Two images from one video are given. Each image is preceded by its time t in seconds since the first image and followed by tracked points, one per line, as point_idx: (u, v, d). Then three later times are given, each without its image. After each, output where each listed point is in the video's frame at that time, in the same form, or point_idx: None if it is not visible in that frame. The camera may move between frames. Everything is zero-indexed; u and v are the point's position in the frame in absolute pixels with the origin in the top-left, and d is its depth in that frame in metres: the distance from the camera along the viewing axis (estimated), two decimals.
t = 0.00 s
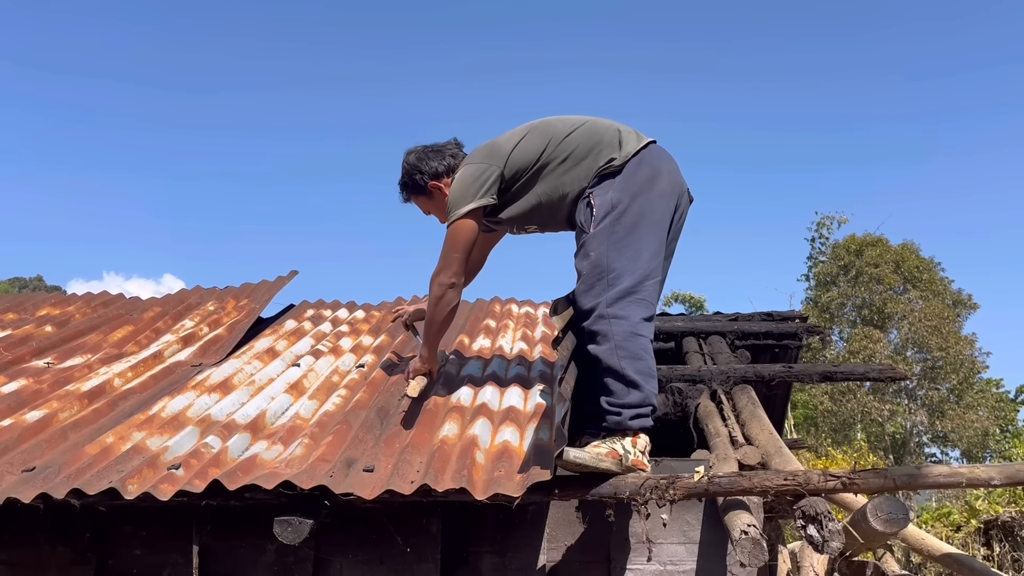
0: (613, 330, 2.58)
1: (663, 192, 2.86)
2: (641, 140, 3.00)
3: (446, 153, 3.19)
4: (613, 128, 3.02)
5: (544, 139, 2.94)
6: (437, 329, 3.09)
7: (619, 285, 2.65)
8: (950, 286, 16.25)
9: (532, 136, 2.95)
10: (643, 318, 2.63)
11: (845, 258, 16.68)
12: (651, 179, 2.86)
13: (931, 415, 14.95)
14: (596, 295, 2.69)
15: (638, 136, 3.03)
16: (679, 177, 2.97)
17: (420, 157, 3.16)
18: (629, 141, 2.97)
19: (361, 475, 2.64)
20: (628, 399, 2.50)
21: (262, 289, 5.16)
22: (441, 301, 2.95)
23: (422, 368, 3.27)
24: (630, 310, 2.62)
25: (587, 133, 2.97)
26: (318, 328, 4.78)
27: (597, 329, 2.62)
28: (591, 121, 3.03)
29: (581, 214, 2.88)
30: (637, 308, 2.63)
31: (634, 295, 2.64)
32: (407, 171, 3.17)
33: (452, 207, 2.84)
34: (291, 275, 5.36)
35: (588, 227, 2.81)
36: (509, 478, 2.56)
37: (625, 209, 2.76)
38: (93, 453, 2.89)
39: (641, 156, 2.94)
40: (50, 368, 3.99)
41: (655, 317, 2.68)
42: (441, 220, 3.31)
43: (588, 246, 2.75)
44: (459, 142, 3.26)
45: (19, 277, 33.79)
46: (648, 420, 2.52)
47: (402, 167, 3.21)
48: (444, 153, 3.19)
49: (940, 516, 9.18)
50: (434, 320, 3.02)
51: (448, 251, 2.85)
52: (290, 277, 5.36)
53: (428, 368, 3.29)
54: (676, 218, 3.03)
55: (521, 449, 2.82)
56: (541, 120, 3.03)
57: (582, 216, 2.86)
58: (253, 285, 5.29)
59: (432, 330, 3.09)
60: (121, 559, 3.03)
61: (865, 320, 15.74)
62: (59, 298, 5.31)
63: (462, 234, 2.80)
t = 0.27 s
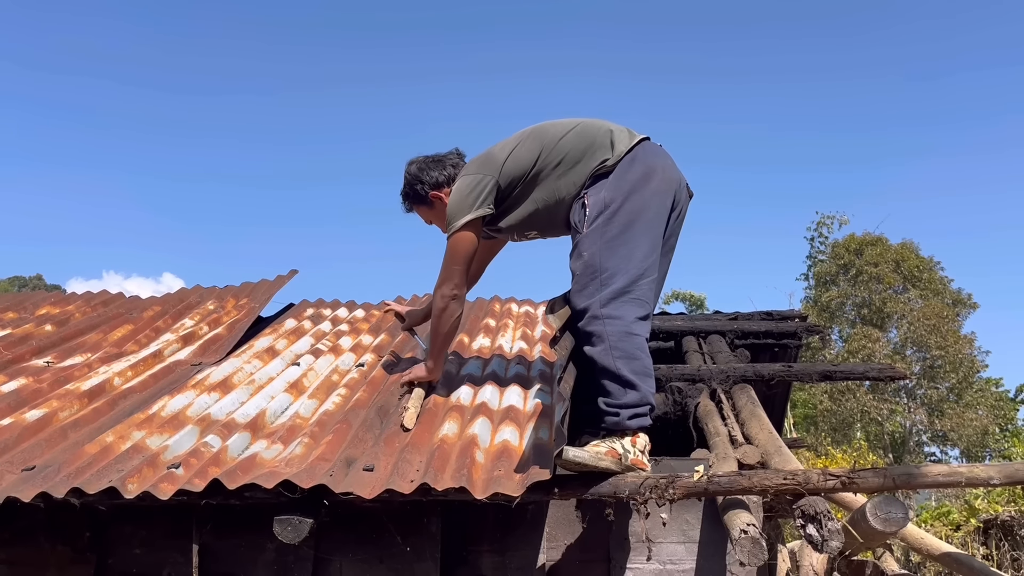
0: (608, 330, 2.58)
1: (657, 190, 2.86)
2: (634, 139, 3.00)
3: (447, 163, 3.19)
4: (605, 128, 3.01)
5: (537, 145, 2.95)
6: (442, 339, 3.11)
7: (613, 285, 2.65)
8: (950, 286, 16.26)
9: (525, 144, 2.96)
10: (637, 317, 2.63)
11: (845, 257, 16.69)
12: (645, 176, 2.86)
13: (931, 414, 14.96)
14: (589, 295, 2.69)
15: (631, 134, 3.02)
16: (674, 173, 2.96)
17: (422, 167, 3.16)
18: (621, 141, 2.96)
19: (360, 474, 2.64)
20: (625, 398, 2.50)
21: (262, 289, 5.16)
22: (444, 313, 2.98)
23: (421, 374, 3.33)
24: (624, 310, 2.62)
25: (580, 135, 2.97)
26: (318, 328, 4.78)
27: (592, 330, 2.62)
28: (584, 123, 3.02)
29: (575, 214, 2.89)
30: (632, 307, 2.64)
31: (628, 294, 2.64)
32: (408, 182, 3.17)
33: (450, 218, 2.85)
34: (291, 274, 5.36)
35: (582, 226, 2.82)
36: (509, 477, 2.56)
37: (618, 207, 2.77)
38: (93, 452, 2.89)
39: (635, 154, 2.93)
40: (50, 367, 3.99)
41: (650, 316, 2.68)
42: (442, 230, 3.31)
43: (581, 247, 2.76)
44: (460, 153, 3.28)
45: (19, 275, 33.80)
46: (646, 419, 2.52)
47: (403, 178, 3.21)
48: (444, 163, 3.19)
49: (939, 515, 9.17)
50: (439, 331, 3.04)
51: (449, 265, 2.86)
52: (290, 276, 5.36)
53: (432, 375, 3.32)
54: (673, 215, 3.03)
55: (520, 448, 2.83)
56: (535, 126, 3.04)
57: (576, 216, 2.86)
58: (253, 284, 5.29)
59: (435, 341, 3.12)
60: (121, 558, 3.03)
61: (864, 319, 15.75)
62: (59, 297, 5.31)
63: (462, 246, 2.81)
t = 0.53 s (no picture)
0: (603, 329, 2.58)
1: (654, 187, 2.85)
2: (629, 138, 2.99)
3: (445, 169, 3.19)
4: (601, 128, 3.01)
5: (533, 148, 2.95)
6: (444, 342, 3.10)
7: (608, 283, 2.65)
8: (949, 285, 16.28)
9: (522, 146, 2.97)
10: (633, 315, 2.63)
11: (845, 256, 16.70)
12: (641, 174, 2.85)
13: (930, 413, 14.97)
14: (585, 293, 2.69)
15: (627, 134, 3.02)
16: (670, 170, 2.96)
17: (420, 174, 3.15)
18: (616, 140, 2.96)
19: (360, 473, 2.64)
20: (623, 396, 2.51)
21: (262, 287, 5.17)
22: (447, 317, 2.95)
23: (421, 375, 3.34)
24: (620, 308, 2.62)
25: (577, 136, 2.97)
26: (318, 327, 4.78)
27: (588, 329, 2.62)
28: (579, 124, 3.02)
29: (572, 213, 2.89)
30: (628, 305, 2.64)
31: (624, 292, 2.65)
32: (407, 188, 3.17)
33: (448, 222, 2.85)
34: (291, 273, 5.36)
35: (578, 225, 2.82)
36: (508, 476, 2.56)
37: (614, 206, 2.77)
38: (92, 451, 2.89)
39: (631, 152, 2.93)
40: (49, 366, 4.00)
41: (646, 314, 2.68)
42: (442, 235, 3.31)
43: (577, 245, 2.75)
44: (457, 158, 3.27)
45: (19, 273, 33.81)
46: (644, 417, 2.52)
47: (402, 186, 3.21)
48: (443, 169, 3.19)
49: (938, 514, 9.17)
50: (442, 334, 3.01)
51: (450, 269, 2.85)
52: (290, 275, 5.36)
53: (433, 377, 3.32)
54: (670, 212, 3.03)
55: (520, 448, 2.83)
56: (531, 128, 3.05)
57: (573, 216, 2.86)
58: (253, 283, 5.29)
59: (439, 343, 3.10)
60: (120, 557, 3.03)
61: (864, 318, 15.76)
62: (59, 295, 5.31)
63: (462, 250, 2.79)
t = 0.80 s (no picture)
0: (602, 329, 2.59)
1: (653, 185, 2.84)
2: (629, 136, 2.99)
3: (448, 167, 3.20)
4: (601, 126, 3.01)
5: (534, 146, 2.96)
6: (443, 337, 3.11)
7: (606, 283, 2.65)
8: (949, 284, 16.28)
9: (523, 145, 2.97)
10: (632, 314, 2.63)
11: (845, 255, 16.71)
12: (640, 172, 2.84)
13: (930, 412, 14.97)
14: (583, 293, 2.70)
15: (626, 132, 3.02)
16: (670, 168, 2.94)
17: (423, 170, 3.16)
18: (616, 138, 2.96)
19: (359, 472, 2.64)
20: (622, 396, 2.51)
21: (262, 286, 5.17)
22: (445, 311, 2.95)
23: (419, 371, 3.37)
24: (618, 307, 2.63)
25: (577, 135, 2.97)
26: (318, 326, 4.78)
27: (586, 329, 2.62)
28: (579, 123, 3.03)
29: (571, 213, 2.89)
30: (626, 305, 2.64)
31: (622, 291, 2.65)
32: (409, 184, 3.17)
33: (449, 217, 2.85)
34: (290, 272, 5.36)
35: (577, 225, 2.82)
36: (507, 475, 2.56)
37: (612, 205, 2.77)
38: (92, 450, 2.90)
39: (630, 150, 2.93)
40: (49, 365, 4.00)
41: (645, 313, 2.68)
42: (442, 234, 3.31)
43: (575, 245, 2.76)
44: (461, 158, 3.28)
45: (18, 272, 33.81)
46: (643, 416, 2.52)
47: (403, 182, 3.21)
48: (446, 167, 3.20)
49: (938, 513, 9.16)
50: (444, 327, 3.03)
51: (449, 263, 2.83)
52: (290, 274, 5.36)
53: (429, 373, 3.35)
54: (671, 210, 3.03)
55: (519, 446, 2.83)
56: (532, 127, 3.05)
57: (572, 215, 2.86)
58: (253, 282, 5.29)
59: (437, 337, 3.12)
60: (120, 555, 3.03)
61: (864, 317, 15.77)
62: (59, 294, 5.32)
63: (461, 245, 2.78)
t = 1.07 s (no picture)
0: (604, 327, 2.58)
1: (656, 184, 2.83)
2: (634, 135, 2.98)
3: (453, 157, 3.20)
4: (606, 125, 3.00)
5: (540, 143, 2.95)
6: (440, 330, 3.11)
7: (609, 281, 2.65)
8: (950, 283, 16.28)
9: (528, 142, 2.96)
10: (635, 313, 2.62)
11: (846, 254, 16.70)
12: (643, 171, 2.84)
13: (930, 411, 14.96)
14: (586, 292, 2.69)
15: (630, 130, 3.01)
16: (674, 167, 2.93)
17: (428, 158, 3.16)
18: (621, 137, 2.95)
19: (360, 470, 2.64)
20: (623, 394, 2.50)
21: (262, 285, 5.17)
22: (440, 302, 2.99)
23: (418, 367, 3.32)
24: (621, 306, 2.62)
25: (582, 132, 2.96)
26: (318, 324, 4.78)
27: (589, 327, 2.62)
28: (584, 121, 3.02)
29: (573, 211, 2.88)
30: (629, 303, 2.63)
31: (625, 290, 2.64)
32: (412, 171, 3.17)
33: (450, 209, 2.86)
34: (291, 271, 5.35)
35: (580, 224, 2.82)
36: (508, 474, 2.56)
37: (615, 204, 2.76)
38: (92, 448, 2.89)
39: (633, 148, 2.91)
40: (50, 363, 4.00)
41: (648, 312, 2.67)
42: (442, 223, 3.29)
43: (578, 244, 2.76)
44: (467, 150, 3.28)
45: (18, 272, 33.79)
46: (645, 415, 2.52)
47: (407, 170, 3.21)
48: (451, 156, 3.20)
49: (939, 512, 9.15)
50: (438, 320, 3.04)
51: (448, 253, 2.87)
52: (290, 272, 5.36)
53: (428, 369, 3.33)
54: (676, 208, 3.02)
55: (520, 445, 2.83)
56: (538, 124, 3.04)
57: (575, 213, 2.86)
58: (253, 280, 5.29)
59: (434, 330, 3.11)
60: (120, 554, 3.03)
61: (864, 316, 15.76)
62: (59, 293, 5.31)
63: (461, 235, 2.82)
